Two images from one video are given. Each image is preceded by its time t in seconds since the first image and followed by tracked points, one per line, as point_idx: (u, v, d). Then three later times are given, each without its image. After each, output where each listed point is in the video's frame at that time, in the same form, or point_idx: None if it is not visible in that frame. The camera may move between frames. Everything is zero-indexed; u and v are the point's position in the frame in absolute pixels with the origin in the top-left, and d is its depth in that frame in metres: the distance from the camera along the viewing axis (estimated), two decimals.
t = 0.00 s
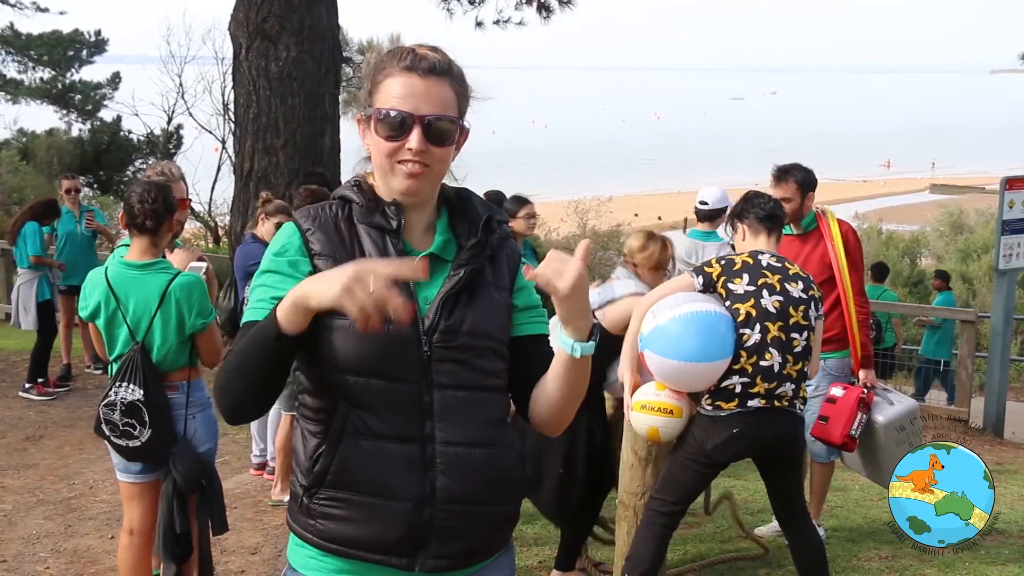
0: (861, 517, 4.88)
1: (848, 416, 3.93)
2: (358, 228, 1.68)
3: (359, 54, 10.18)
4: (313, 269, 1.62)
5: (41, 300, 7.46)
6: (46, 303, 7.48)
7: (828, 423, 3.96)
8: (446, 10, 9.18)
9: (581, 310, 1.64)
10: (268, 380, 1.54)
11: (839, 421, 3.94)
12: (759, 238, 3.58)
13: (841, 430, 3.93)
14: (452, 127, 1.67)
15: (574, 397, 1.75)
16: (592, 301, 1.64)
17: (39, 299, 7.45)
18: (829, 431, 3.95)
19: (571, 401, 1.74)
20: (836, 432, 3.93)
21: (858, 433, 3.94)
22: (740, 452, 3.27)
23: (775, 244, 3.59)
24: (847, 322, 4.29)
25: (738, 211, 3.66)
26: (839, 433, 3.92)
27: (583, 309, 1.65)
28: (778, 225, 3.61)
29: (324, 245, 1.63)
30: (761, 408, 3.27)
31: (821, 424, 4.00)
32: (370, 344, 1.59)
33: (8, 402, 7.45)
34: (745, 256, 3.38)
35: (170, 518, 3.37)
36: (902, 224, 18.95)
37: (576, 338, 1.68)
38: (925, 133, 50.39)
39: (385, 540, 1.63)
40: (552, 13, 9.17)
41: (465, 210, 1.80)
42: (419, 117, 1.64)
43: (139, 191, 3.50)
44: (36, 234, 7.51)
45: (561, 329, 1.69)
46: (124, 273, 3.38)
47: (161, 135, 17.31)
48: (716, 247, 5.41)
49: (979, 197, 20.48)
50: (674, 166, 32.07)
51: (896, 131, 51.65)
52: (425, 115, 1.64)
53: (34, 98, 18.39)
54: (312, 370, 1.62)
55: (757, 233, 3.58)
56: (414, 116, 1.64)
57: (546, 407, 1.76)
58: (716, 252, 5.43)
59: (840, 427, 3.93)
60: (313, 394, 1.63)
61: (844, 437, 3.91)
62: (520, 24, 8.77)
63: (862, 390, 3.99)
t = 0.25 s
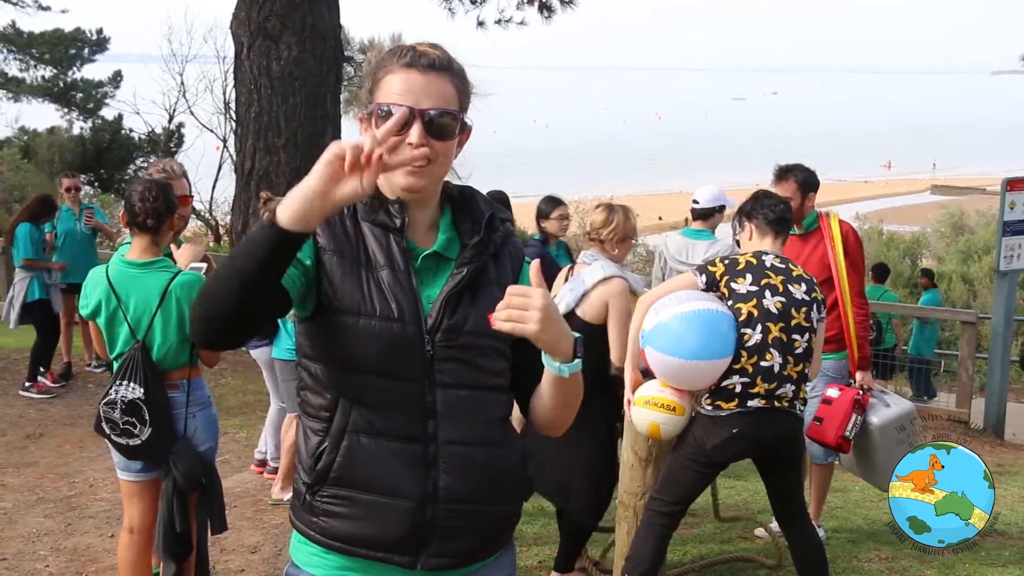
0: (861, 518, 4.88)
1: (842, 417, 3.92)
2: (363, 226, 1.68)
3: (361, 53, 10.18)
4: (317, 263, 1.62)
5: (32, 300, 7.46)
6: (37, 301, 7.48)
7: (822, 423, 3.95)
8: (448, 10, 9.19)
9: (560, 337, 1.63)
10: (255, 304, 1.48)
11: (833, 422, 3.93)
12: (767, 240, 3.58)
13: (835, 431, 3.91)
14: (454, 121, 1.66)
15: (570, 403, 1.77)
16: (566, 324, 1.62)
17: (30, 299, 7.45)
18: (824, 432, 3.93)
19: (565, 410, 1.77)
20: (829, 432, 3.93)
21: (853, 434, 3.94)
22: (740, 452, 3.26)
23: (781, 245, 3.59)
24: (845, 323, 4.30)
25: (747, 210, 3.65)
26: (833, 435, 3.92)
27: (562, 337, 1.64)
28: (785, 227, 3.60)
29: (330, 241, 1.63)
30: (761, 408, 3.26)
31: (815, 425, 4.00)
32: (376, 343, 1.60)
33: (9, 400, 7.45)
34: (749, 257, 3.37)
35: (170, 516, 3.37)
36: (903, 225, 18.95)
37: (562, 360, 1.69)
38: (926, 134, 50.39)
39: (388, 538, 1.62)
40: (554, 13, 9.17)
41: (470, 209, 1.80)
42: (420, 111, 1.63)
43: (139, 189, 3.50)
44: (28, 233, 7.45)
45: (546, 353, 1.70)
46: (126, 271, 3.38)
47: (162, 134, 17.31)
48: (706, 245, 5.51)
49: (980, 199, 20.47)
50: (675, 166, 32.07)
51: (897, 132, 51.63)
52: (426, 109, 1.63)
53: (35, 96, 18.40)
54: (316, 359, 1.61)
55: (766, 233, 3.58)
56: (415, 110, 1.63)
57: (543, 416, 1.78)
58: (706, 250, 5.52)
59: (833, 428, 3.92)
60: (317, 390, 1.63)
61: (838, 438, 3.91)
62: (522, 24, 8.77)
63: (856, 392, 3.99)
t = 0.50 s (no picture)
0: (861, 518, 4.88)
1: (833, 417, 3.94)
2: (365, 225, 1.67)
3: (361, 53, 10.19)
4: (321, 262, 1.62)
5: (24, 298, 7.50)
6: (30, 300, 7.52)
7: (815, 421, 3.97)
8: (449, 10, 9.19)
9: (559, 330, 1.62)
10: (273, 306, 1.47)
11: (824, 421, 3.95)
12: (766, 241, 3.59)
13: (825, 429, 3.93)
14: (456, 121, 1.66)
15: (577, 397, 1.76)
16: (565, 319, 1.62)
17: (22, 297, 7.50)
18: (814, 431, 3.95)
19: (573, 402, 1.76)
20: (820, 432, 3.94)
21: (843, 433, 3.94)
22: (739, 452, 3.26)
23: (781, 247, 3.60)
24: (840, 323, 4.29)
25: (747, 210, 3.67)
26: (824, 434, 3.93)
27: (562, 330, 1.63)
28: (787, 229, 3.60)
29: (333, 241, 1.64)
30: (761, 408, 3.27)
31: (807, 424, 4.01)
32: (377, 341, 1.60)
33: (9, 400, 7.45)
34: (750, 256, 3.37)
35: (171, 515, 3.37)
36: (904, 226, 18.95)
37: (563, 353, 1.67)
38: (927, 134, 50.39)
39: (386, 538, 1.62)
40: (554, 13, 9.17)
41: (471, 209, 1.80)
42: (422, 111, 1.63)
43: (140, 189, 3.50)
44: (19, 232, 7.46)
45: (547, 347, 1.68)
46: (127, 270, 3.37)
47: (163, 133, 17.30)
48: (696, 243, 5.57)
49: (981, 199, 20.48)
50: (676, 166, 32.06)
51: (898, 133, 51.61)
52: (428, 109, 1.64)
53: (36, 95, 18.39)
54: (318, 356, 1.62)
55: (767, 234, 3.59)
56: (416, 110, 1.63)
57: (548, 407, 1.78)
58: (697, 247, 5.57)
59: (824, 426, 3.94)
60: (317, 389, 1.63)
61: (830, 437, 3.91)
62: (523, 24, 8.77)
63: (848, 391, 4.01)
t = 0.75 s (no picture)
0: (861, 519, 4.88)
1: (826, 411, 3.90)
2: (362, 221, 1.67)
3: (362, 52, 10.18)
4: (317, 256, 1.62)
5: (11, 295, 7.59)
6: (16, 297, 7.59)
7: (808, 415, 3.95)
8: (449, 10, 9.19)
9: (559, 248, 1.53)
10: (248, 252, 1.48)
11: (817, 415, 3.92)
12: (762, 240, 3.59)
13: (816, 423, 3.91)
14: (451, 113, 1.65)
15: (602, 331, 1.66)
16: (559, 232, 1.53)
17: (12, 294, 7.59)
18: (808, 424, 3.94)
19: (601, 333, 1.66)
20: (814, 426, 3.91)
21: (835, 430, 3.89)
22: (739, 453, 3.26)
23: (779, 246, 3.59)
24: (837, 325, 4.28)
25: (744, 210, 3.66)
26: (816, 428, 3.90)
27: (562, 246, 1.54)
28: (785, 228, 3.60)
29: (333, 233, 1.64)
30: (761, 408, 3.26)
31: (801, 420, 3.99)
32: (374, 336, 1.59)
33: (9, 399, 7.44)
34: (749, 257, 3.37)
35: (170, 515, 3.37)
36: (903, 226, 18.95)
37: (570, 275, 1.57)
38: (927, 135, 50.40)
39: (385, 534, 1.62)
40: (555, 13, 9.17)
41: (466, 203, 1.78)
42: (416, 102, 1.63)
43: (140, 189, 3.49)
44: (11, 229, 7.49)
45: (550, 274, 1.58)
46: (127, 269, 3.37)
47: (163, 133, 17.29)
48: (686, 242, 5.64)
49: (980, 199, 20.48)
50: (676, 167, 32.05)
51: (898, 133, 51.62)
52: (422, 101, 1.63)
53: (37, 95, 18.38)
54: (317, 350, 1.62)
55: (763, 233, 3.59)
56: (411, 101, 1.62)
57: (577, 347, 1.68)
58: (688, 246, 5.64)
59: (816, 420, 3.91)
60: (316, 384, 1.64)
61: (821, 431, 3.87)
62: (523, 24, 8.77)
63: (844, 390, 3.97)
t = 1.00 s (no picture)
0: (861, 523, 4.87)
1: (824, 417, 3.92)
2: (363, 223, 1.67)
3: (363, 55, 10.19)
4: (320, 259, 1.61)
5: None
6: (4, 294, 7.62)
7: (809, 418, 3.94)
8: (449, 13, 9.21)
9: (537, 218, 1.54)
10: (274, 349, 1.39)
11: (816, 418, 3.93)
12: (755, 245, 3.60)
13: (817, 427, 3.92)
14: (452, 119, 1.65)
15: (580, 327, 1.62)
16: (532, 198, 1.55)
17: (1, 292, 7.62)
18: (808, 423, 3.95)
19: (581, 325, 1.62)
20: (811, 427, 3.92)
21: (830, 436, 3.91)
22: (739, 456, 3.26)
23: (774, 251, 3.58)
24: (836, 329, 4.26)
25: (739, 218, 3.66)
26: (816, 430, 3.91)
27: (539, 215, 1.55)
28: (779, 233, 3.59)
29: (330, 229, 1.63)
30: (762, 411, 3.26)
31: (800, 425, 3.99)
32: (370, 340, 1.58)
33: (9, 401, 7.43)
34: (746, 260, 3.37)
35: (170, 518, 3.37)
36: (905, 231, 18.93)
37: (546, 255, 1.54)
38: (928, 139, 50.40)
39: (377, 537, 1.62)
40: (555, 16, 9.19)
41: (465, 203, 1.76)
42: (417, 108, 1.63)
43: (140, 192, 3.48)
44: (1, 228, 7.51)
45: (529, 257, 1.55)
46: (129, 272, 3.37)
47: (164, 135, 17.29)
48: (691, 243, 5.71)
49: (981, 203, 20.47)
50: (676, 170, 32.05)
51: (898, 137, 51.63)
52: (423, 107, 1.63)
53: (38, 97, 18.41)
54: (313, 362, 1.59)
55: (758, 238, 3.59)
56: (411, 107, 1.63)
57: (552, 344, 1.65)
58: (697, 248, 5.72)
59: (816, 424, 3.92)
60: (312, 386, 1.62)
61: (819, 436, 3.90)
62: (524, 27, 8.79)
63: (838, 395, 3.98)
